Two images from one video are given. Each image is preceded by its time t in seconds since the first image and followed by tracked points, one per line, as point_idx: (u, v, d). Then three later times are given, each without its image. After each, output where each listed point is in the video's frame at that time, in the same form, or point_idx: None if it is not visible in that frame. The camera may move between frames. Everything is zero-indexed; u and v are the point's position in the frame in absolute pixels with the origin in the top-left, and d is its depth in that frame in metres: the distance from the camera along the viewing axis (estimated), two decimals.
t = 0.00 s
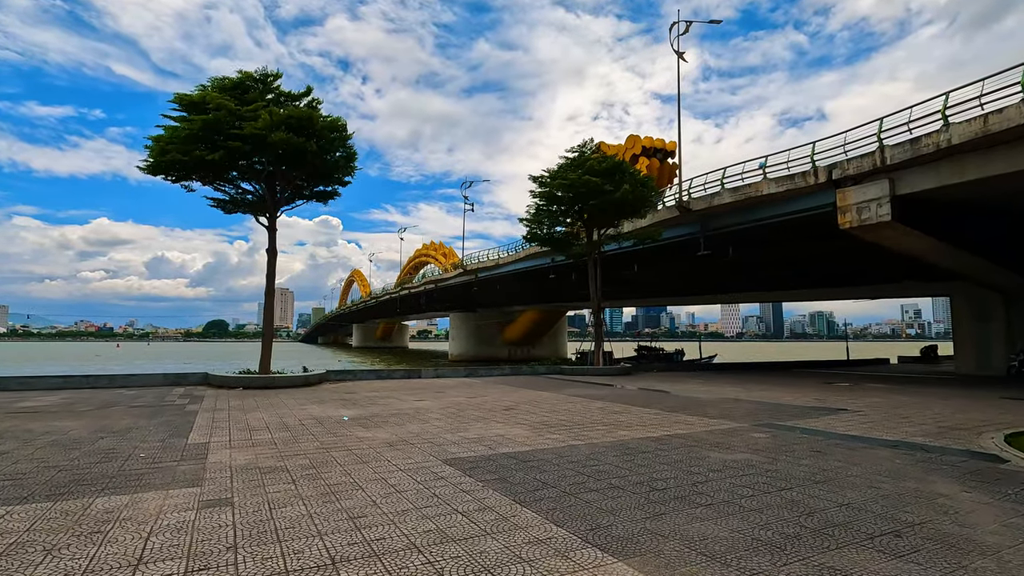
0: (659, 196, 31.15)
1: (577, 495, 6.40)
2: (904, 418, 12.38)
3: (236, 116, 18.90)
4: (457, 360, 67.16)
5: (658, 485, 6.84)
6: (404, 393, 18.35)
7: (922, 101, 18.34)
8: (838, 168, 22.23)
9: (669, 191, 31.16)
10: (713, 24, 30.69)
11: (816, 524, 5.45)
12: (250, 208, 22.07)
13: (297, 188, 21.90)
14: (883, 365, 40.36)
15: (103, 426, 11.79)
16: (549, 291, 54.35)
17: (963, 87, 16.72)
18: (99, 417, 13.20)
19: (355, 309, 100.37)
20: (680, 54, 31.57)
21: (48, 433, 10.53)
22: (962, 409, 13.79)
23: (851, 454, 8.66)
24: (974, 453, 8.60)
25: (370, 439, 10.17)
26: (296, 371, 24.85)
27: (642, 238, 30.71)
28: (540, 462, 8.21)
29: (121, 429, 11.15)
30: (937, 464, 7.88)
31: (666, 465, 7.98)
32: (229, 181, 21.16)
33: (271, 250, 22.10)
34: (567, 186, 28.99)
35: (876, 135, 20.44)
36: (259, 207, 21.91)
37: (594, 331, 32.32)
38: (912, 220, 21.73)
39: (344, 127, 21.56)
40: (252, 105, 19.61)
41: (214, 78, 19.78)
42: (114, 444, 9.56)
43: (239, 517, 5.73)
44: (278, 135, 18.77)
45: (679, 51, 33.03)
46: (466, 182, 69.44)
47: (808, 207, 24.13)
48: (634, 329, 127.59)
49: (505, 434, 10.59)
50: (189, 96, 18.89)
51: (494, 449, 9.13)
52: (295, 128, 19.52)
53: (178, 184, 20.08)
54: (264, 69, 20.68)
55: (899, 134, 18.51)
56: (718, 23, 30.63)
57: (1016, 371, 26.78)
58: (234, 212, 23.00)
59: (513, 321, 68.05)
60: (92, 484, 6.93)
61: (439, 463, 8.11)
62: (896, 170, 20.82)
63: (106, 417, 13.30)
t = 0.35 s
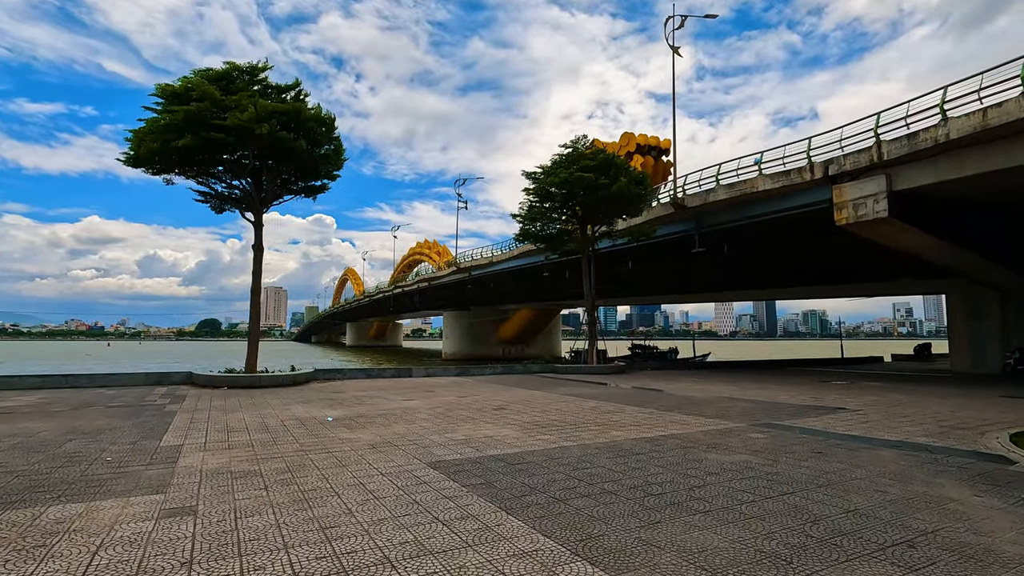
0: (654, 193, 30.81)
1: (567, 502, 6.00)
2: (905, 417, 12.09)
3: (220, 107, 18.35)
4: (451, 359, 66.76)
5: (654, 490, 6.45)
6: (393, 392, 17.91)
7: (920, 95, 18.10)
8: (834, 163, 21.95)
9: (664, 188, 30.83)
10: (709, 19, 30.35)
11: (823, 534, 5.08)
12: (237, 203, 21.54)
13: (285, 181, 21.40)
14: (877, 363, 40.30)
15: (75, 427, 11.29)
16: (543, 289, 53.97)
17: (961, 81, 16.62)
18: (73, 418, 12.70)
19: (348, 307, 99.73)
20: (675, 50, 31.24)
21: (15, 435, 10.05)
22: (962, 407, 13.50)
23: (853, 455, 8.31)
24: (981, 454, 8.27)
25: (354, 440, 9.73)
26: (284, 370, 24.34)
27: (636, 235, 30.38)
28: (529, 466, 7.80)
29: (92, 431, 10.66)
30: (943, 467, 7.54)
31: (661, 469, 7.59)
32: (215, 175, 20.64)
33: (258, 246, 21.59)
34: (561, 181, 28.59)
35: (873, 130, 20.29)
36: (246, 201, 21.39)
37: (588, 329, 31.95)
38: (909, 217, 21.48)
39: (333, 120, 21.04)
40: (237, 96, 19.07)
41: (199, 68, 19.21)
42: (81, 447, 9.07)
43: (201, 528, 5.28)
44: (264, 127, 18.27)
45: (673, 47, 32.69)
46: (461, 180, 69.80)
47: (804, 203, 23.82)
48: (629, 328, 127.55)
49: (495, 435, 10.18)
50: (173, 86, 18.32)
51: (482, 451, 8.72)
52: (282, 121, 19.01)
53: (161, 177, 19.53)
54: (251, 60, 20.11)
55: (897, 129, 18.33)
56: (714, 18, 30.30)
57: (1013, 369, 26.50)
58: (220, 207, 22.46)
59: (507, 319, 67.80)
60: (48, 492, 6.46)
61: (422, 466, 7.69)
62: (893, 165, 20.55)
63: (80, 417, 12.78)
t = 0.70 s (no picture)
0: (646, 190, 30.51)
1: (553, 514, 5.60)
2: (900, 418, 11.85)
3: (200, 100, 17.80)
4: (442, 358, 66.30)
5: (645, 500, 6.07)
6: (379, 393, 17.48)
7: (914, 92, 17.90)
8: (828, 160, 21.72)
9: (656, 186, 30.53)
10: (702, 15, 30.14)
11: (827, 550, 4.71)
12: (220, 198, 21.00)
13: (269, 177, 20.96)
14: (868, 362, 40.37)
15: (41, 432, 10.75)
16: (535, 288, 53.63)
17: (956, 78, 16.30)
18: (41, 422, 12.15)
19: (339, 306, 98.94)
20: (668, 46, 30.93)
21: None
22: (958, 408, 13.29)
23: (853, 460, 8.00)
24: (984, 458, 7.99)
25: (332, 446, 9.28)
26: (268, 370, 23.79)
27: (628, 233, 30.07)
28: (515, 473, 7.40)
29: (58, 436, 10.15)
30: (946, 472, 7.25)
31: (652, 476, 7.20)
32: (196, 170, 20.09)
33: (241, 243, 21.06)
34: (552, 178, 28.19)
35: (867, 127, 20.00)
36: (229, 197, 20.85)
37: (579, 328, 31.63)
38: (903, 215, 21.26)
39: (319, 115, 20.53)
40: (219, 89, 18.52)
41: (179, 60, 18.63)
42: (42, 454, 8.58)
43: (152, 547, 4.82)
44: (247, 121, 17.75)
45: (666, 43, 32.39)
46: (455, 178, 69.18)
47: (797, 201, 23.58)
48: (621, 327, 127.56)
49: (481, 439, 9.79)
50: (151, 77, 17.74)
51: (466, 458, 8.32)
52: (266, 114, 18.49)
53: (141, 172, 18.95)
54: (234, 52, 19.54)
55: (891, 126, 18.04)
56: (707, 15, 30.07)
57: (1003, 367, 27.08)
58: (202, 203, 21.89)
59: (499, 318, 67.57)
60: None
61: (402, 474, 7.27)
62: (887, 162, 20.32)
63: (50, 421, 12.24)
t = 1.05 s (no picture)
0: (637, 187, 30.20)
1: (533, 524, 5.18)
2: (894, 417, 11.58)
3: (176, 88, 17.20)
4: (432, 357, 65.80)
5: (632, 508, 5.67)
6: (362, 392, 17.02)
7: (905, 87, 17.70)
8: (819, 156, 21.51)
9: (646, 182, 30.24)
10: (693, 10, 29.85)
11: (828, 563, 4.34)
12: (198, 192, 20.36)
13: (250, 170, 20.37)
14: (858, 360, 40.39)
15: None
16: (525, 286, 53.25)
17: (948, 72, 16.08)
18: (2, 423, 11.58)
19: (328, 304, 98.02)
20: (659, 41, 30.65)
21: None
22: (951, 406, 13.06)
23: (848, 462, 7.68)
24: (983, 460, 7.69)
25: (306, 448, 8.83)
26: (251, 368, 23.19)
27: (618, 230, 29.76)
28: (496, 477, 7.00)
29: (17, 439, 9.61)
30: (946, 475, 6.93)
31: (640, 480, 6.83)
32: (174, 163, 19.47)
33: (221, 239, 20.45)
34: (542, 173, 27.80)
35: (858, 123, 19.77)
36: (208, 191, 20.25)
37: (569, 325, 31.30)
38: (893, 211, 21.10)
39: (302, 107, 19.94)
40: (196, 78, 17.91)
41: (155, 48, 18.02)
42: None
43: (88, 565, 4.35)
44: (225, 110, 17.14)
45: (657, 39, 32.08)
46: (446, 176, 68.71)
47: (788, 197, 23.35)
48: (612, 326, 127.54)
49: (462, 440, 9.36)
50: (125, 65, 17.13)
51: (445, 461, 7.90)
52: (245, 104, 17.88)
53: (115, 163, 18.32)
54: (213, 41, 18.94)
55: (883, 122, 17.81)
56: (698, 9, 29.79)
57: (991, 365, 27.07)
58: (181, 197, 21.27)
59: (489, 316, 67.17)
60: None
61: (374, 480, 6.84)
62: (878, 158, 20.13)
63: (12, 422, 11.68)
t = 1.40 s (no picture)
0: (626, 184, 29.90)
1: (509, 539, 4.78)
2: (887, 418, 11.31)
3: (149, 77, 16.59)
4: (421, 355, 65.33)
5: (617, 519, 5.29)
6: (344, 393, 16.53)
7: (896, 83, 17.51)
8: (809, 153, 21.29)
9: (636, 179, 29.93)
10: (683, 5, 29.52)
11: None
12: (177, 186, 19.66)
13: (230, 164, 19.77)
14: (847, 359, 40.43)
15: None
16: (515, 284, 52.88)
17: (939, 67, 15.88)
18: None
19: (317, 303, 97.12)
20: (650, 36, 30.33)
21: None
22: (943, 405, 12.87)
23: (843, 466, 7.35)
24: (983, 463, 7.39)
25: (276, 453, 8.37)
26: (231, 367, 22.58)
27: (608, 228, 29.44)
28: (473, 485, 6.57)
29: None
30: (945, 479, 6.60)
31: (626, 487, 6.44)
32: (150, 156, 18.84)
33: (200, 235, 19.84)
34: (530, 169, 27.41)
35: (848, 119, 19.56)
36: (186, 185, 19.63)
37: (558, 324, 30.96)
38: (883, 208, 20.94)
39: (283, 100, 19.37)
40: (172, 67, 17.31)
41: (129, 36, 17.42)
42: None
43: None
44: (198, 98, 16.52)
45: (647, 34, 31.76)
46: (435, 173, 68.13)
47: (779, 194, 23.13)
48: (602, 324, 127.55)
49: (441, 443, 8.95)
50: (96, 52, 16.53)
51: (421, 467, 7.46)
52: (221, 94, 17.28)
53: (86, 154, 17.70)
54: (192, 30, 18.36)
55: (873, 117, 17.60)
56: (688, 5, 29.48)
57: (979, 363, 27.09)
58: (158, 192, 20.64)
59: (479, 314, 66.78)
60: None
61: (344, 488, 6.40)
62: (868, 155, 19.94)
63: None
